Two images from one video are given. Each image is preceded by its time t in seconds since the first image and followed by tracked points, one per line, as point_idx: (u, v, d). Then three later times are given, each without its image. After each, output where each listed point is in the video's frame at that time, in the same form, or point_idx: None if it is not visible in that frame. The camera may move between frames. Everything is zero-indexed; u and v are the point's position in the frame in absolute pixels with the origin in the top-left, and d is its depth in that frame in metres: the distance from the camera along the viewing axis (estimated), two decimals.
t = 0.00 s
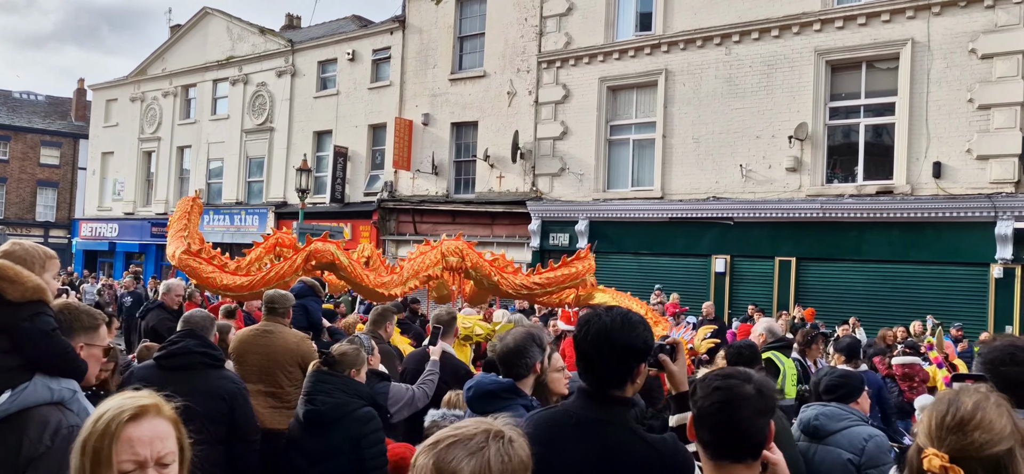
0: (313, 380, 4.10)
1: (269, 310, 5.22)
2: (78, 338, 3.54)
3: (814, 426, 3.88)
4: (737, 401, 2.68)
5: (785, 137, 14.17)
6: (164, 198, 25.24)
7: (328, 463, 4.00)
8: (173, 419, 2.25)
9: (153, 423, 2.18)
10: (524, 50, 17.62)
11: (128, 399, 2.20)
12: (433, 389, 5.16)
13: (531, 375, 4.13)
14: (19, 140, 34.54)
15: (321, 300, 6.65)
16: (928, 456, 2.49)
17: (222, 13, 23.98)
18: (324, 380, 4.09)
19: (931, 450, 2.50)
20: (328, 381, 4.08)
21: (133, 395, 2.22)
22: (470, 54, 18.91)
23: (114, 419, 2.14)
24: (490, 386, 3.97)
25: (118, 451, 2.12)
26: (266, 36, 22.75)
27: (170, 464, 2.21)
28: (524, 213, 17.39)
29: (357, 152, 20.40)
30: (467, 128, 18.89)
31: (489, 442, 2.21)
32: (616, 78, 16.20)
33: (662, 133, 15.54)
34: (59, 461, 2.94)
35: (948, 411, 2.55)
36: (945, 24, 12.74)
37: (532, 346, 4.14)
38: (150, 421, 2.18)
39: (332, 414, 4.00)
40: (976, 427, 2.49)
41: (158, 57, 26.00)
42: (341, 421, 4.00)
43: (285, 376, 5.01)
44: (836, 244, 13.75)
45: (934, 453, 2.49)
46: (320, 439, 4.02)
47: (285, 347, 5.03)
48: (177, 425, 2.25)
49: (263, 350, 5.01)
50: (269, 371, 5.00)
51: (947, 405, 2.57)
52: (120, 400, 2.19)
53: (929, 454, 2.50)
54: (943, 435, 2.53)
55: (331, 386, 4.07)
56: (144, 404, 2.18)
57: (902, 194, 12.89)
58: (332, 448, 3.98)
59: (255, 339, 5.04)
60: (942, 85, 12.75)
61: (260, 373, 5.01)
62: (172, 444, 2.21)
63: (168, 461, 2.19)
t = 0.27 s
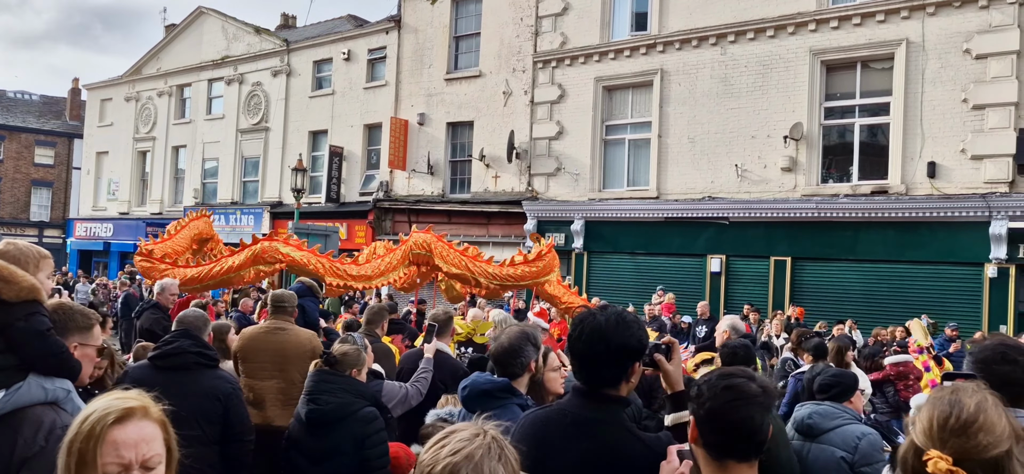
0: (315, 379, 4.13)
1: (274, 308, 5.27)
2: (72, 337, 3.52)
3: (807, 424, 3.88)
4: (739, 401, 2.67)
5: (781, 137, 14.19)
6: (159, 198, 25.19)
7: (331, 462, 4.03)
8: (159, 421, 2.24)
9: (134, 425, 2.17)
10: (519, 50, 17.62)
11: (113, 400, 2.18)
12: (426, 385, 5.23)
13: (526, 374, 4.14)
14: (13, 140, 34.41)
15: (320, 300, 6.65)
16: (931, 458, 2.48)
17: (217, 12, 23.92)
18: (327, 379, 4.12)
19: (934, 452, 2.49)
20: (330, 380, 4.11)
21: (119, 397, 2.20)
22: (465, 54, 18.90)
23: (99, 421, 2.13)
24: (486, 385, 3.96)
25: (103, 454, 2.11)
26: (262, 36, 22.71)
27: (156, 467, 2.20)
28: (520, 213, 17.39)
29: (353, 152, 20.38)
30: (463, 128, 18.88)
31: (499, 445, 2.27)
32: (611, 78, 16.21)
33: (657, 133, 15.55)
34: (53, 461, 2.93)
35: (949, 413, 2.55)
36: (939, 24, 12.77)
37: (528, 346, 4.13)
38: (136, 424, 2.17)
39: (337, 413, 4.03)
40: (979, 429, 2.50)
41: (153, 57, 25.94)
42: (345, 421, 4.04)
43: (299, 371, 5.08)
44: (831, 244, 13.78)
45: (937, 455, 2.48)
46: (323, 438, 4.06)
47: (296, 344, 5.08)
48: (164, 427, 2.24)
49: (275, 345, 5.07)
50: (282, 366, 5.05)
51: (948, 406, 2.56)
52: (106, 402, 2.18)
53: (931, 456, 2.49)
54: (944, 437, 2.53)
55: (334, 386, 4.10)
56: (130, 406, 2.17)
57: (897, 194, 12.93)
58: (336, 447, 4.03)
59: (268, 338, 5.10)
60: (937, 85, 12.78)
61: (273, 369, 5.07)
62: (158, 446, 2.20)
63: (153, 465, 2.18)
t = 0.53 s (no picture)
0: (314, 379, 4.12)
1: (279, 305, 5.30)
2: (66, 337, 3.53)
3: (802, 422, 3.87)
4: (736, 401, 2.67)
5: (778, 137, 14.21)
6: (156, 198, 25.17)
7: (329, 463, 4.04)
8: (155, 437, 2.16)
9: (126, 443, 2.09)
10: (516, 50, 17.63)
11: (109, 415, 2.11)
12: (423, 385, 5.27)
13: (521, 373, 4.14)
14: (10, 140, 34.34)
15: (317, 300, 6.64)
16: (929, 459, 2.48)
17: (214, 12, 23.90)
18: (327, 379, 4.11)
19: (932, 453, 2.49)
20: (329, 380, 4.11)
21: (113, 411, 2.13)
22: (462, 53, 18.90)
23: (94, 436, 2.07)
24: (482, 384, 3.97)
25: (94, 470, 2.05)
26: (259, 35, 22.70)
27: None
28: (517, 213, 17.39)
29: (350, 152, 20.37)
30: (460, 128, 18.88)
31: (492, 442, 2.28)
32: (608, 77, 16.22)
33: (654, 133, 15.57)
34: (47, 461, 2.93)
35: (946, 412, 2.55)
36: (936, 24, 12.79)
37: (524, 344, 4.14)
38: (132, 441, 2.10)
39: (336, 413, 4.04)
40: (975, 430, 2.51)
41: (149, 56, 25.91)
42: (344, 421, 4.05)
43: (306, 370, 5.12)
44: (828, 244, 13.79)
45: (935, 455, 2.48)
46: (322, 439, 4.06)
47: (305, 341, 5.13)
48: (162, 443, 2.15)
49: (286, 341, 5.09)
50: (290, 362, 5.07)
51: (945, 406, 2.57)
52: (99, 417, 2.11)
53: (929, 456, 2.49)
54: (941, 437, 2.53)
55: (334, 386, 4.10)
56: (122, 424, 2.10)
57: (894, 194, 12.95)
58: (335, 445, 4.03)
59: (279, 334, 5.10)
60: (933, 85, 12.80)
61: (281, 365, 5.06)
62: (154, 463, 2.13)
63: None
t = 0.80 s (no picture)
0: (314, 378, 4.11)
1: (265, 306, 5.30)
2: (64, 337, 3.52)
3: (800, 420, 3.89)
4: (733, 401, 2.67)
5: (776, 136, 14.21)
6: (154, 198, 25.17)
7: (329, 463, 4.04)
8: (149, 447, 2.11)
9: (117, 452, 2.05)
10: (515, 50, 17.62)
11: (100, 425, 2.06)
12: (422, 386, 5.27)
13: (519, 372, 4.13)
14: (8, 140, 34.31)
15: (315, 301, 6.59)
16: (928, 459, 2.48)
17: (212, 12, 23.90)
18: (326, 378, 4.11)
19: (933, 452, 2.49)
20: (329, 380, 4.11)
21: (105, 420, 2.08)
22: (461, 53, 18.90)
23: (83, 447, 2.01)
24: (479, 384, 3.98)
25: None
26: (257, 35, 22.70)
27: None
28: (516, 213, 17.39)
29: (348, 152, 20.37)
30: (459, 128, 18.88)
31: (482, 441, 2.28)
32: (606, 78, 16.23)
33: (653, 133, 15.58)
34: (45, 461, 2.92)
35: (945, 412, 2.55)
36: (934, 24, 12.80)
37: (520, 343, 4.14)
38: (124, 451, 2.05)
39: (336, 413, 4.03)
40: (973, 430, 2.51)
41: (148, 56, 25.89)
42: (344, 421, 4.04)
43: (302, 368, 5.18)
44: (826, 244, 13.80)
45: (934, 455, 2.48)
46: (321, 439, 4.06)
47: (297, 343, 5.16)
48: (155, 453, 2.10)
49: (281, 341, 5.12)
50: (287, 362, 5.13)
51: (944, 406, 2.57)
52: (91, 426, 2.06)
53: (929, 457, 2.49)
54: (940, 437, 2.53)
55: (334, 386, 4.09)
56: (114, 434, 2.05)
57: (892, 194, 12.97)
58: (334, 445, 4.03)
59: (275, 335, 5.13)
60: (932, 85, 12.81)
61: (276, 365, 5.11)
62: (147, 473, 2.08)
63: None
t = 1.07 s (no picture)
0: (314, 379, 4.11)
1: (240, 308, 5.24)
2: (64, 337, 3.51)
3: (800, 418, 3.90)
4: (730, 402, 2.67)
5: (775, 136, 14.22)
6: (154, 198, 25.18)
7: (331, 463, 4.06)
8: (152, 449, 2.09)
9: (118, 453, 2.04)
10: (514, 49, 17.62)
11: (103, 427, 2.06)
12: (425, 386, 5.27)
13: (515, 371, 4.12)
14: (7, 139, 34.29)
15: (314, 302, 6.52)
16: (931, 460, 2.48)
17: (212, 12, 23.89)
18: (326, 379, 4.10)
19: (934, 453, 2.49)
20: (329, 380, 4.10)
21: (108, 421, 2.08)
22: (461, 53, 18.90)
23: (85, 449, 2.02)
24: (477, 384, 3.97)
25: None
26: (257, 35, 22.69)
27: None
28: (516, 213, 17.39)
29: (348, 152, 20.37)
30: (458, 128, 18.89)
31: (457, 446, 2.34)
32: (606, 77, 16.23)
33: (652, 133, 15.58)
34: (47, 461, 2.91)
35: (945, 413, 2.55)
36: (934, 24, 12.81)
37: (517, 343, 4.14)
38: (121, 452, 2.04)
39: (336, 414, 4.04)
40: (972, 430, 2.51)
41: (147, 56, 25.88)
42: (345, 423, 4.06)
43: (280, 372, 5.19)
44: (825, 244, 13.80)
45: (936, 457, 2.48)
46: (322, 439, 4.07)
47: (275, 347, 5.15)
48: (158, 456, 2.08)
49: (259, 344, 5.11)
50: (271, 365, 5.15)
51: (943, 406, 2.57)
52: (93, 428, 2.06)
53: (931, 458, 2.49)
54: (940, 438, 2.53)
55: (334, 387, 4.09)
56: (113, 436, 2.04)
57: (891, 193, 12.98)
58: (335, 446, 4.05)
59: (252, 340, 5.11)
60: (931, 84, 12.82)
61: (256, 370, 5.09)
62: None
63: None
